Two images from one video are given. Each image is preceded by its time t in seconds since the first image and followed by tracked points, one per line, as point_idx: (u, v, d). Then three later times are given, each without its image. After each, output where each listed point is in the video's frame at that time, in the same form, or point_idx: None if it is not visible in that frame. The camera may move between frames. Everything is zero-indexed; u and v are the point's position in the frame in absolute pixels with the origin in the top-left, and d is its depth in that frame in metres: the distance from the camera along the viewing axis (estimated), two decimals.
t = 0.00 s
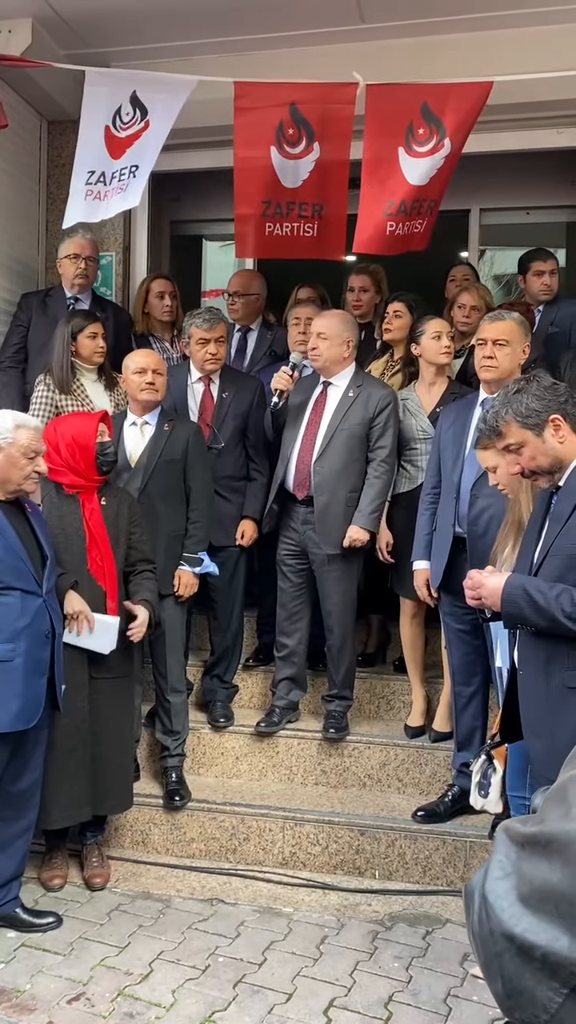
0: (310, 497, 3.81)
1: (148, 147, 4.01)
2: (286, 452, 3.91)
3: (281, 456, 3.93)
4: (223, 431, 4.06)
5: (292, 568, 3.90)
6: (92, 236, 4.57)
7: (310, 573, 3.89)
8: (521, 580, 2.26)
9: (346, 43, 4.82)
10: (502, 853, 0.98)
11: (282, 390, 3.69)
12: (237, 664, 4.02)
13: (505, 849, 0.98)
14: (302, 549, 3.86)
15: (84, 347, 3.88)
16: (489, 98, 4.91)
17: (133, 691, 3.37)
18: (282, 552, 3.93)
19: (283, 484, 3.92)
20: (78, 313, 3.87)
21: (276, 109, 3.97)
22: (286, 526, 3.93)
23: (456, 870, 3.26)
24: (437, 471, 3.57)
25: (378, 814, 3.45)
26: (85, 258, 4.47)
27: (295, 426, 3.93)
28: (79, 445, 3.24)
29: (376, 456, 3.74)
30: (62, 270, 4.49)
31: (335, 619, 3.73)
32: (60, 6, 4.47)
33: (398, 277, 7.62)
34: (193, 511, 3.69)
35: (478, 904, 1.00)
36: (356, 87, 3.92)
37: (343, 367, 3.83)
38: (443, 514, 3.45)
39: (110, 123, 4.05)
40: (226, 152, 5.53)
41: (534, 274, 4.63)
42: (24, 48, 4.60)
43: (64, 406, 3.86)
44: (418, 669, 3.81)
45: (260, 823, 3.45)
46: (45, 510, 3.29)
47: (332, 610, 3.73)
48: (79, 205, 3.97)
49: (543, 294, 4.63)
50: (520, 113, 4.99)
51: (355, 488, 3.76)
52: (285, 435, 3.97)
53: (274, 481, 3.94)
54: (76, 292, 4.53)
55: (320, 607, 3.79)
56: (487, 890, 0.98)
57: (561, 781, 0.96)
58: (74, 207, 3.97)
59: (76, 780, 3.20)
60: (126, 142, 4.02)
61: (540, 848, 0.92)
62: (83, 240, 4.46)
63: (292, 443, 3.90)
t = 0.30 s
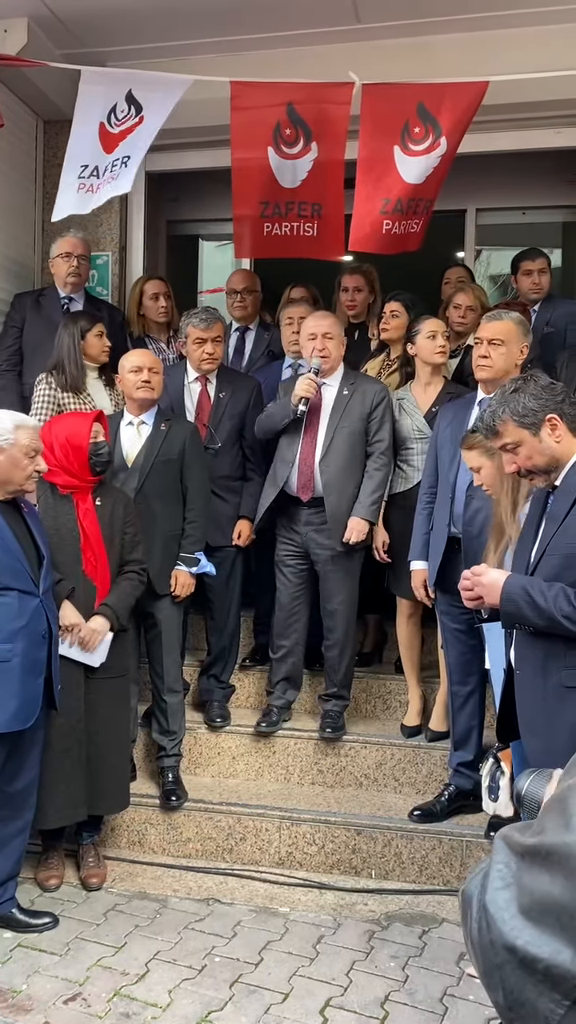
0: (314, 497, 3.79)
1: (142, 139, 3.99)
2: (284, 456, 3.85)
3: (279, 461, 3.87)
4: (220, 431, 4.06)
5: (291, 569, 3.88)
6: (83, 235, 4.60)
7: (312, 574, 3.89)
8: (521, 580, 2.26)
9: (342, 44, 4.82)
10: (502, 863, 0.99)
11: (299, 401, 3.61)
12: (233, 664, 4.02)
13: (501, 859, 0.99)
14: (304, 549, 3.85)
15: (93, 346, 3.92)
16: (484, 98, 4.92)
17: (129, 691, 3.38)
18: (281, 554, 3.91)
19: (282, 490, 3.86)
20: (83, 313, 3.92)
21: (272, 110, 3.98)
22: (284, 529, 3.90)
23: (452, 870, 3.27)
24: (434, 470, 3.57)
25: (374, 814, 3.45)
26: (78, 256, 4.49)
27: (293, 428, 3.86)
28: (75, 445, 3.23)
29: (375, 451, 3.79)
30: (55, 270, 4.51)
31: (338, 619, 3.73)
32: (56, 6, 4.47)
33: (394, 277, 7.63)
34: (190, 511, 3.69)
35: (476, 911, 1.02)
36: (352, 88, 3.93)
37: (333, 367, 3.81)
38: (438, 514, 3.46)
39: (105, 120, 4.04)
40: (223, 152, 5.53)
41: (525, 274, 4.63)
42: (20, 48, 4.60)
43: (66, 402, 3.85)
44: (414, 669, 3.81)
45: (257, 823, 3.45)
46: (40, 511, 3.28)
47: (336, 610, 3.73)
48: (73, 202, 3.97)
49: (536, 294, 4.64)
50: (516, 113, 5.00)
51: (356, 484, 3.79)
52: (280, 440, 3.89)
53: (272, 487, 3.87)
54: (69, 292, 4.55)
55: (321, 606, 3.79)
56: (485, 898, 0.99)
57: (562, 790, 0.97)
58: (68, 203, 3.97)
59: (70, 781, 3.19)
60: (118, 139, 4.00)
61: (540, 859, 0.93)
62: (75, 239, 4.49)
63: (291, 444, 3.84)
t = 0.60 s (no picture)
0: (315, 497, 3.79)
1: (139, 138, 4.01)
2: (280, 459, 3.81)
3: (274, 465, 3.82)
4: (217, 430, 4.06)
5: (286, 573, 3.86)
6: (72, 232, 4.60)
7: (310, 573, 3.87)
8: (522, 580, 2.26)
9: (338, 43, 4.82)
10: (511, 872, 0.92)
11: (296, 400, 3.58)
12: (231, 664, 4.02)
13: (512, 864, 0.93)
14: (300, 550, 3.83)
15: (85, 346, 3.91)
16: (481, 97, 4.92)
17: (125, 691, 3.38)
18: (274, 559, 3.88)
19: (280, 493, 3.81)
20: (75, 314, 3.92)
21: (269, 110, 3.98)
22: (276, 535, 3.87)
23: (450, 870, 3.27)
24: (431, 469, 3.57)
25: (372, 814, 3.45)
26: (70, 254, 4.50)
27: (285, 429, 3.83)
28: (71, 445, 3.23)
29: (369, 449, 3.85)
30: (47, 270, 4.51)
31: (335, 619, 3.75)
32: (53, 6, 4.47)
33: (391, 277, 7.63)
34: (187, 511, 3.69)
35: (487, 921, 0.94)
36: (345, 90, 3.91)
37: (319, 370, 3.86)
38: (434, 512, 3.46)
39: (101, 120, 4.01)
40: (219, 152, 5.53)
41: (520, 273, 4.64)
42: (16, 48, 4.60)
43: (62, 399, 3.83)
44: (411, 669, 3.81)
45: (254, 823, 3.45)
46: (36, 511, 3.28)
47: (334, 610, 3.75)
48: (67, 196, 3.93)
49: (531, 293, 4.64)
50: (512, 113, 5.00)
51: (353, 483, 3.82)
52: (272, 446, 3.84)
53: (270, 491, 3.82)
54: (62, 292, 4.55)
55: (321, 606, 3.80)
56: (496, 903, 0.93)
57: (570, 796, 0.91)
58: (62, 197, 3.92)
59: (65, 780, 3.18)
60: (112, 137, 3.99)
61: (552, 868, 0.87)
62: (65, 238, 4.49)
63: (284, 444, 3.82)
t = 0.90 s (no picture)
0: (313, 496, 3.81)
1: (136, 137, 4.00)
2: (275, 458, 3.79)
3: (269, 465, 3.80)
4: (215, 430, 4.06)
5: (280, 576, 3.84)
6: (67, 231, 4.59)
7: (303, 572, 3.88)
8: (522, 580, 2.26)
9: (335, 42, 4.81)
10: (527, 899, 0.97)
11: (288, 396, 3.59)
12: (228, 663, 4.01)
13: (528, 888, 0.98)
14: (296, 550, 3.84)
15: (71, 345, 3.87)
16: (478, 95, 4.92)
17: (123, 689, 3.38)
18: (268, 561, 3.84)
19: (279, 493, 3.80)
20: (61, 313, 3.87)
21: (266, 108, 3.97)
22: (268, 539, 3.85)
23: (448, 868, 3.28)
24: (430, 468, 3.57)
25: (370, 813, 3.45)
26: (65, 252, 4.48)
27: (279, 429, 3.82)
28: (67, 445, 3.22)
29: (357, 446, 3.93)
30: (42, 268, 4.50)
31: (332, 617, 3.79)
32: (49, 5, 4.45)
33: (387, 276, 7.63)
34: (185, 511, 3.69)
35: (507, 949, 0.98)
36: (343, 86, 3.91)
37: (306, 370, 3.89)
38: (434, 512, 3.46)
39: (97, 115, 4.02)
40: (216, 151, 5.52)
41: (517, 273, 4.65)
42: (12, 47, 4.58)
43: (50, 400, 3.82)
44: (410, 667, 3.81)
45: (253, 822, 3.45)
46: (32, 511, 3.28)
47: (331, 609, 3.80)
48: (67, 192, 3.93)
49: (529, 292, 4.65)
50: (508, 111, 5.00)
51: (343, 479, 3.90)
52: (265, 446, 3.82)
53: (269, 492, 3.79)
54: (58, 291, 4.55)
55: (319, 604, 3.82)
56: (516, 928, 0.97)
57: None
58: (62, 192, 3.93)
59: (63, 779, 3.18)
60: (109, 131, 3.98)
61: (566, 890, 0.93)
62: (61, 237, 4.48)
63: (278, 444, 3.80)
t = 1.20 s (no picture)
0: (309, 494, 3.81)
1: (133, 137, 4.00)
2: (271, 457, 3.79)
3: (264, 465, 3.80)
4: (211, 429, 4.05)
5: (274, 576, 3.83)
6: (65, 229, 4.59)
7: (297, 569, 3.89)
8: (523, 580, 2.25)
9: (331, 40, 4.81)
10: (523, 900, 1.00)
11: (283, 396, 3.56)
12: (225, 662, 4.01)
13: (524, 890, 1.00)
14: (290, 548, 3.84)
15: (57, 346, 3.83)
16: (475, 93, 4.92)
17: (119, 687, 3.37)
18: (260, 562, 3.83)
19: (275, 493, 3.80)
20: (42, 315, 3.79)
21: (261, 105, 3.97)
22: (260, 539, 3.83)
23: (446, 866, 3.28)
24: (429, 466, 3.57)
25: (368, 811, 3.45)
26: (62, 251, 4.48)
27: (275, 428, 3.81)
28: (63, 444, 3.22)
29: (347, 442, 3.95)
30: (40, 267, 4.49)
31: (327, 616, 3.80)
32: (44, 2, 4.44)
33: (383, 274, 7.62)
34: (183, 510, 3.68)
35: (503, 947, 1.01)
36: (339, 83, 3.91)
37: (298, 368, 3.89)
38: (434, 510, 3.46)
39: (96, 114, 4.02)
40: (213, 149, 5.52)
41: (514, 271, 4.64)
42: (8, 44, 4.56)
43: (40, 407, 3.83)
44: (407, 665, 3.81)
45: (251, 821, 3.45)
46: (28, 509, 3.27)
47: (327, 607, 3.81)
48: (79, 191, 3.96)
49: (527, 290, 4.65)
50: (505, 109, 5.00)
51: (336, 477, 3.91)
52: (259, 446, 3.81)
53: (265, 491, 3.79)
54: (55, 289, 4.54)
55: (316, 603, 3.82)
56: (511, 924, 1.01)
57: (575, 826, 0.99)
58: (75, 192, 3.96)
59: (60, 778, 3.18)
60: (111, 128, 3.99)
61: (562, 898, 0.96)
62: (58, 235, 4.48)
63: (273, 443, 3.80)
